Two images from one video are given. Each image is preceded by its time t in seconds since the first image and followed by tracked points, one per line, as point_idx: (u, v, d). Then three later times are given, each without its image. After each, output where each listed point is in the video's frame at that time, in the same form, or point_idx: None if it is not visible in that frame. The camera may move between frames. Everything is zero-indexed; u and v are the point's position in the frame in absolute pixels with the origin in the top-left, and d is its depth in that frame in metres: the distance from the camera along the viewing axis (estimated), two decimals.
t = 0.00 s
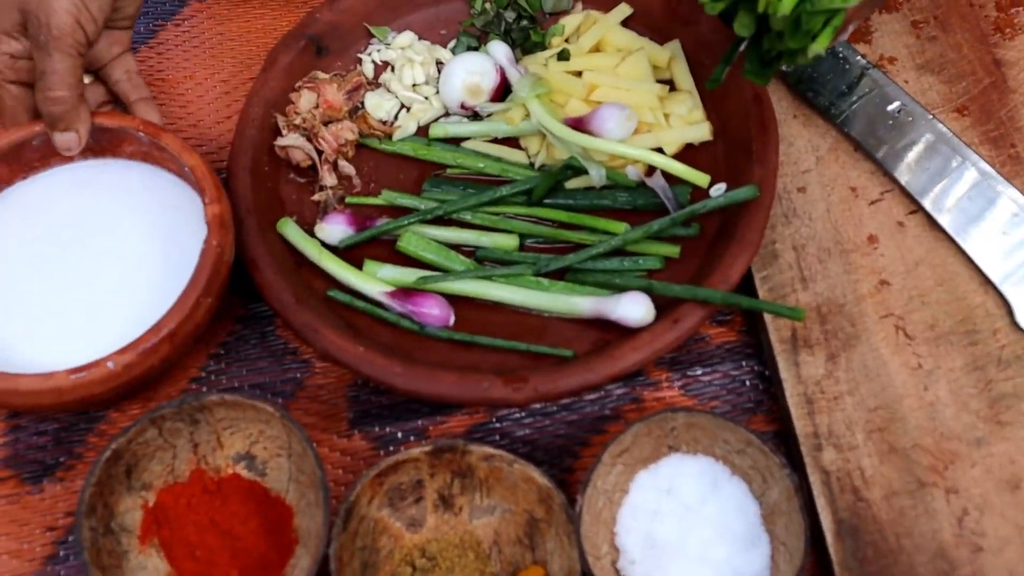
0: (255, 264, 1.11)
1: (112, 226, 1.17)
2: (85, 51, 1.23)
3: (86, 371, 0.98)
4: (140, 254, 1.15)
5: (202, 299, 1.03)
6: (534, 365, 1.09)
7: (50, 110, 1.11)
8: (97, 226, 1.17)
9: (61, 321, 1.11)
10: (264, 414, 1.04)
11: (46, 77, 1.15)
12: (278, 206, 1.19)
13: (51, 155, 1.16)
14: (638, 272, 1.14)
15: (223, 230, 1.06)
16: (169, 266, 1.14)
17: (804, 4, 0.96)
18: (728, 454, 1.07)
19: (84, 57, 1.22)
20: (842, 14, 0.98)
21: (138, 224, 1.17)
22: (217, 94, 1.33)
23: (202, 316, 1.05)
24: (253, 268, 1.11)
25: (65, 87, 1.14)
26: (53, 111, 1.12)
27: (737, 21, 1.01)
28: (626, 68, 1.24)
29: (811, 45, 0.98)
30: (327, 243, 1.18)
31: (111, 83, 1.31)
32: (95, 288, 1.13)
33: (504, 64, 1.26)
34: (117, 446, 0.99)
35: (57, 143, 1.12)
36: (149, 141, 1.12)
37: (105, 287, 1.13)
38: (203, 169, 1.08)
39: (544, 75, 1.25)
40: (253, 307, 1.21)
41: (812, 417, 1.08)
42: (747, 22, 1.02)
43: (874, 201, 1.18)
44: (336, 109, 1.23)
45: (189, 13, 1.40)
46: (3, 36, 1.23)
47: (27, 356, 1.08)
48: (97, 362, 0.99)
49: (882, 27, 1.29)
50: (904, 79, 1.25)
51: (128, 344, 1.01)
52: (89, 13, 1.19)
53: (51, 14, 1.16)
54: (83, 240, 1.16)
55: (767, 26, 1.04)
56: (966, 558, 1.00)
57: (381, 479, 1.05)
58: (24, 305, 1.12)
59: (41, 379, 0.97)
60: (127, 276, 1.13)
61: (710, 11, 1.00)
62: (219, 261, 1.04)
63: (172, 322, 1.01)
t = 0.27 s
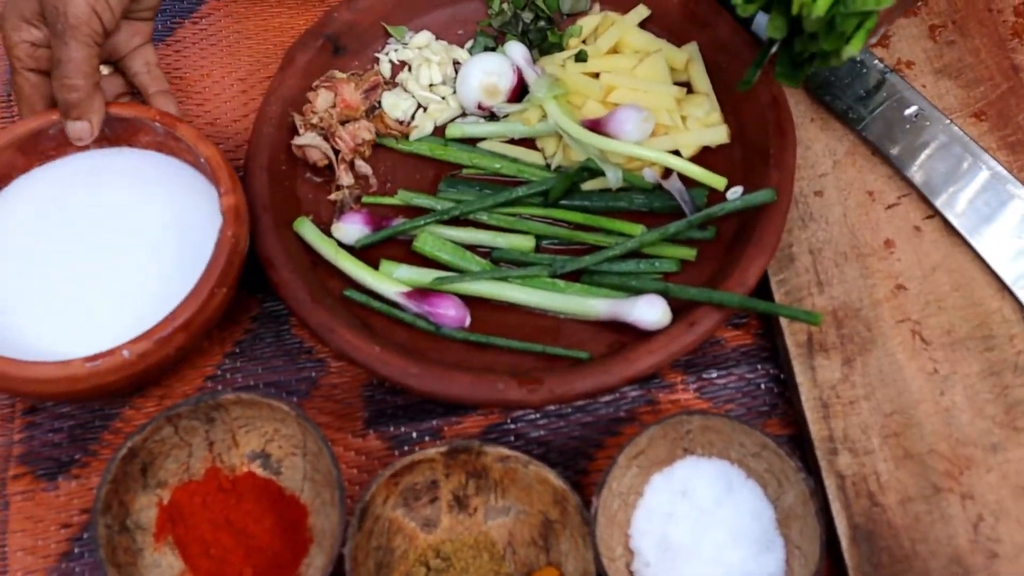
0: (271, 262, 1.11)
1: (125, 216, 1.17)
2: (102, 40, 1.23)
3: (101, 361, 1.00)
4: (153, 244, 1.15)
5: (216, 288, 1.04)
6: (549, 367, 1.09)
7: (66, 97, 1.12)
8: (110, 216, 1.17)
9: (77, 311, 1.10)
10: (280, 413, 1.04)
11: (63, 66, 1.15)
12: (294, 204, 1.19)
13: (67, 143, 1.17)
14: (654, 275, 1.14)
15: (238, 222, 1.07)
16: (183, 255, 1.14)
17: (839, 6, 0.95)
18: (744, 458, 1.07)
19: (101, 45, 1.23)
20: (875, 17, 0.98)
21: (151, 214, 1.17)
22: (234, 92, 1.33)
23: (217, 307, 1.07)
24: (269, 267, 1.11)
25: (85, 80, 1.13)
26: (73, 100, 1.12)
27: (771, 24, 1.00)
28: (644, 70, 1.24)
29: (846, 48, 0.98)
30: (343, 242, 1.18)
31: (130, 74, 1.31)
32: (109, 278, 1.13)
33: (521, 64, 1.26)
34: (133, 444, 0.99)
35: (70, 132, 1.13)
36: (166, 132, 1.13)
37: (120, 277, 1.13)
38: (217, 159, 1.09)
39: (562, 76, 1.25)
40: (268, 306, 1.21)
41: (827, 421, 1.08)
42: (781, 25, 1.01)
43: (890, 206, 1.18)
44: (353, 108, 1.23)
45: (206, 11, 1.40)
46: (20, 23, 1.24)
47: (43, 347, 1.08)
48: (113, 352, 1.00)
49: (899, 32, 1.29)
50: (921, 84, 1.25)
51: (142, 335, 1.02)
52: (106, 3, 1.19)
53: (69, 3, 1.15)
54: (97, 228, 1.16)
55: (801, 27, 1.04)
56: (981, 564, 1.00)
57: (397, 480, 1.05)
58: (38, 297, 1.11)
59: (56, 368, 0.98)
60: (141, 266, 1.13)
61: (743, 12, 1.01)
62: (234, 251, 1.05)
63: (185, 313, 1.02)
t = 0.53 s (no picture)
0: (285, 264, 1.11)
1: (136, 221, 1.17)
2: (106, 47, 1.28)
3: (123, 361, 1.02)
4: (166, 247, 1.16)
5: (233, 285, 1.08)
6: (562, 369, 1.09)
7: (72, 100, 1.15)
8: (121, 221, 1.17)
9: (93, 316, 1.11)
10: (294, 415, 1.04)
11: (69, 70, 1.18)
12: (307, 206, 1.19)
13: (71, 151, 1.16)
14: (667, 278, 1.14)
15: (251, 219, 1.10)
16: (197, 256, 1.15)
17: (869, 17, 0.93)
18: (757, 461, 1.07)
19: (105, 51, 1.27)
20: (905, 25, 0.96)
21: (162, 217, 1.17)
22: (248, 94, 1.33)
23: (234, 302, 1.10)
24: (282, 269, 1.11)
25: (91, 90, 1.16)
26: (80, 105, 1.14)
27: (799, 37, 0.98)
28: (657, 74, 1.24)
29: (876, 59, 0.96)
30: (356, 244, 1.18)
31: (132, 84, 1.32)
32: (123, 283, 1.13)
33: (535, 67, 1.26)
34: (146, 445, 1.00)
35: (70, 137, 1.12)
36: (169, 134, 1.14)
37: (133, 282, 1.13)
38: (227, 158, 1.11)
39: (575, 79, 1.26)
40: (281, 307, 1.21)
41: (840, 425, 1.08)
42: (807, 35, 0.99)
43: (904, 209, 1.18)
44: (366, 111, 1.23)
45: (221, 13, 1.40)
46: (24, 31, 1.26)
47: (60, 351, 1.09)
48: (135, 352, 1.03)
49: (913, 35, 1.28)
50: (935, 87, 1.25)
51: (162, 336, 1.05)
52: (107, 7, 1.24)
53: (72, 8, 1.21)
54: (109, 232, 1.17)
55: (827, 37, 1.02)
56: (994, 569, 1.00)
57: (409, 482, 1.05)
58: (54, 305, 1.12)
59: (79, 372, 1.01)
60: (155, 269, 1.14)
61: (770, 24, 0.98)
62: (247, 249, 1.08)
63: (204, 310, 1.05)
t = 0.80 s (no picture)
0: (292, 265, 1.12)
1: (144, 224, 1.18)
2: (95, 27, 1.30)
3: (132, 362, 1.03)
4: (173, 250, 1.16)
5: (242, 285, 1.08)
6: (569, 371, 1.09)
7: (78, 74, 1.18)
8: (129, 225, 1.18)
9: (102, 316, 1.11)
10: (301, 415, 1.04)
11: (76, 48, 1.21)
12: (314, 207, 1.19)
13: (78, 151, 1.17)
14: (674, 279, 1.14)
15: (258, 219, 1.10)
16: (205, 256, 1.15)
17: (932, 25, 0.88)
18: (764, 462, 1.07)
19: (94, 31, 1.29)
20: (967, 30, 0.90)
21: (170, 220, 1.18)
22: (255, 96, 1.34)
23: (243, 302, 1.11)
24: (289, 269, 1.11)
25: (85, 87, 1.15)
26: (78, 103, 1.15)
27: (856, 50, 0.94)
28: (664, 75, 1.24)
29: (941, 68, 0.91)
30: (363, 245, 1.18)
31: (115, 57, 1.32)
32: (132, 285, 1.13)
33: (542, 69, 1.26)
34: (153, 445, 1.00)
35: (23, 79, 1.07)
36: (177, 135, 1.14)
37: (142, 284, 1.14)
38: (233, 159, 1.11)
39: (582, 80, 1.26)
40: (288, 308, 1.21)
41: (847, 426, 1.08)
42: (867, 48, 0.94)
43: (912, 211, 1.18)
44: (373, 112, 1.24)
45: (228, 15, 1.41)
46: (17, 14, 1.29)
47: (67, 350, 1.09)
48: (144, 353, 1.03)
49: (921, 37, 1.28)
50: (943, 89, 1.24)
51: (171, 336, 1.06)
52: None
53: None
54: (115, 232, 1.17)
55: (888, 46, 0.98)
56: (1002, 571, 1.00)
57: (416, 483, 1.05)
58: (63, 306, 1.12)
59: (88, 372, 1.01)
60: (164, 270, 1.14)
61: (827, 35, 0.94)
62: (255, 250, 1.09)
63: (213, 310, 1.06)
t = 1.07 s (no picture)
0: (296, 251, 1.11)
1: (145, 213, 1.17)
2: None
3: (135, 348, 1.03)
4: (176, 236, 1.16)
5: (245, 271, 1.08)
6: (573, 357, 1.09)
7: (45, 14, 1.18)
8: (130, 213, 1.17)
9: (106, 303, 1.11)
10: (303, 401, 1.04)
11: None
12: (318, 192, 1.19)
13: (80, 137, 1.17)
14: (678, 266, 1.14)
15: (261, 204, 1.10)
16: (207, 241, 1.15)
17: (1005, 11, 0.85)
18: (768, 449, 1.07)
19: None
20: None
21: (171, 207, 1.18)
22: (259, 81, 1.33)
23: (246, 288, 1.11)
24: (293, 255, 1.11)
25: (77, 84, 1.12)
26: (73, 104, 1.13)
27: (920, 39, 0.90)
28: (670, 61, 1.24)
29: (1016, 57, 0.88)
30: (367, 231, 1.18)
31: None
32: (135, 272, 1.13)
33: (547, 55, 1.27)
34: (156, 430, 1.00)
35: None
36: (180, 121, 1.14)
37: (145, 269, 1.13)
38: (237, 145, 1.11)
39: (587, 66, 1.25)
40: (291, 294, 1.21)
41: (852, 413, 1.08)
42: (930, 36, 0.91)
43: (918, 198, 1.17)
44: (377, 97, 1.23)
45: (232, 1, 1.40)
46: None
47: (71, 337, 1.09)
48: (147, 338, 1.03)
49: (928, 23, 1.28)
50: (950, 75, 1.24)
51: (174, 321, 1.06)
52: None
53: None
54: (116, 220, 1.17)
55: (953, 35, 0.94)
56: (1006, 557, 0.99)
57: (419, 469, 1.06)
58: (67, 295, 1.12)
59: (91, 357, 1.01)
60: (166, 256, 1.14)
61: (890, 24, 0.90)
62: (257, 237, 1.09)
63: (215, 296, 1.06)
